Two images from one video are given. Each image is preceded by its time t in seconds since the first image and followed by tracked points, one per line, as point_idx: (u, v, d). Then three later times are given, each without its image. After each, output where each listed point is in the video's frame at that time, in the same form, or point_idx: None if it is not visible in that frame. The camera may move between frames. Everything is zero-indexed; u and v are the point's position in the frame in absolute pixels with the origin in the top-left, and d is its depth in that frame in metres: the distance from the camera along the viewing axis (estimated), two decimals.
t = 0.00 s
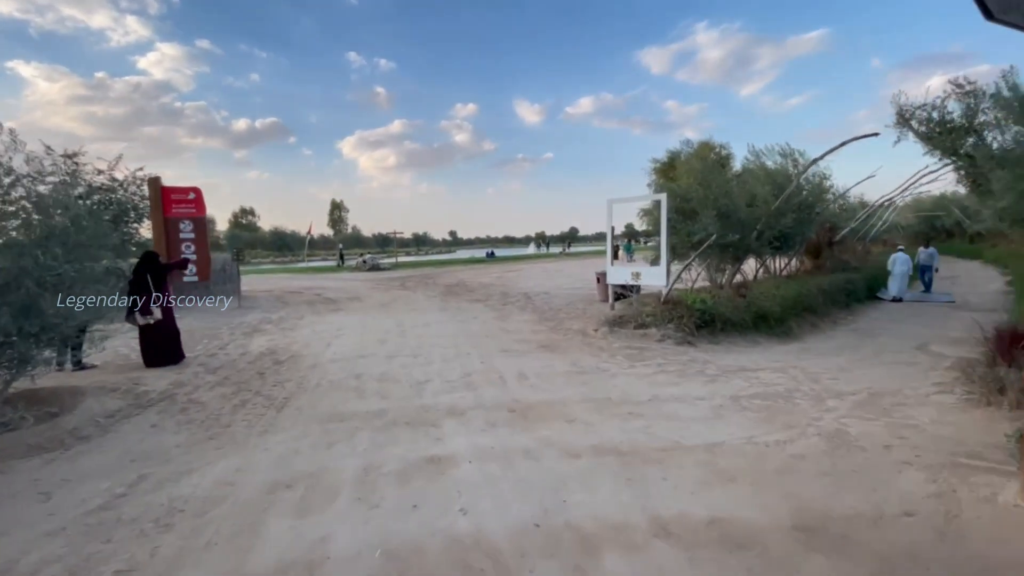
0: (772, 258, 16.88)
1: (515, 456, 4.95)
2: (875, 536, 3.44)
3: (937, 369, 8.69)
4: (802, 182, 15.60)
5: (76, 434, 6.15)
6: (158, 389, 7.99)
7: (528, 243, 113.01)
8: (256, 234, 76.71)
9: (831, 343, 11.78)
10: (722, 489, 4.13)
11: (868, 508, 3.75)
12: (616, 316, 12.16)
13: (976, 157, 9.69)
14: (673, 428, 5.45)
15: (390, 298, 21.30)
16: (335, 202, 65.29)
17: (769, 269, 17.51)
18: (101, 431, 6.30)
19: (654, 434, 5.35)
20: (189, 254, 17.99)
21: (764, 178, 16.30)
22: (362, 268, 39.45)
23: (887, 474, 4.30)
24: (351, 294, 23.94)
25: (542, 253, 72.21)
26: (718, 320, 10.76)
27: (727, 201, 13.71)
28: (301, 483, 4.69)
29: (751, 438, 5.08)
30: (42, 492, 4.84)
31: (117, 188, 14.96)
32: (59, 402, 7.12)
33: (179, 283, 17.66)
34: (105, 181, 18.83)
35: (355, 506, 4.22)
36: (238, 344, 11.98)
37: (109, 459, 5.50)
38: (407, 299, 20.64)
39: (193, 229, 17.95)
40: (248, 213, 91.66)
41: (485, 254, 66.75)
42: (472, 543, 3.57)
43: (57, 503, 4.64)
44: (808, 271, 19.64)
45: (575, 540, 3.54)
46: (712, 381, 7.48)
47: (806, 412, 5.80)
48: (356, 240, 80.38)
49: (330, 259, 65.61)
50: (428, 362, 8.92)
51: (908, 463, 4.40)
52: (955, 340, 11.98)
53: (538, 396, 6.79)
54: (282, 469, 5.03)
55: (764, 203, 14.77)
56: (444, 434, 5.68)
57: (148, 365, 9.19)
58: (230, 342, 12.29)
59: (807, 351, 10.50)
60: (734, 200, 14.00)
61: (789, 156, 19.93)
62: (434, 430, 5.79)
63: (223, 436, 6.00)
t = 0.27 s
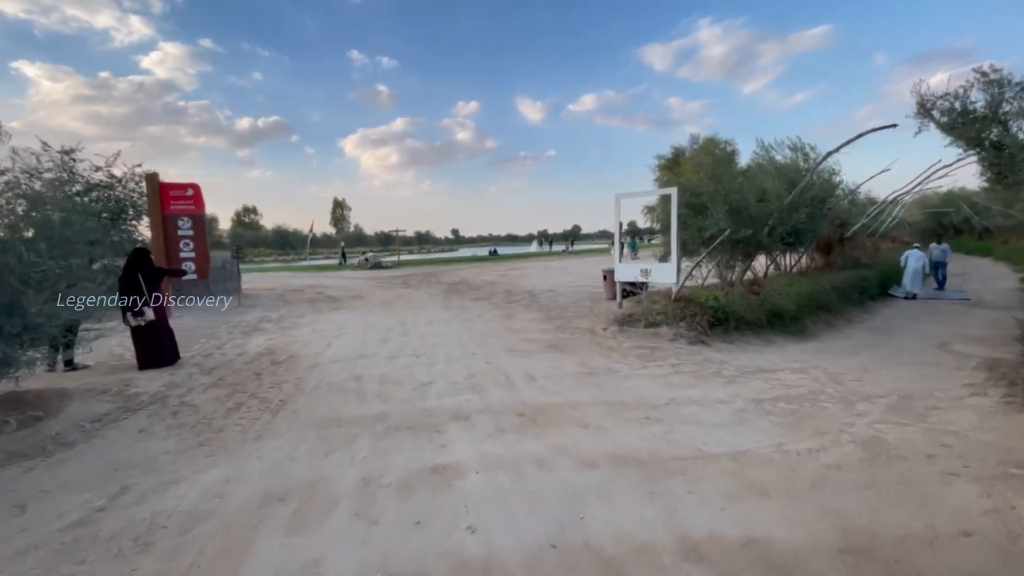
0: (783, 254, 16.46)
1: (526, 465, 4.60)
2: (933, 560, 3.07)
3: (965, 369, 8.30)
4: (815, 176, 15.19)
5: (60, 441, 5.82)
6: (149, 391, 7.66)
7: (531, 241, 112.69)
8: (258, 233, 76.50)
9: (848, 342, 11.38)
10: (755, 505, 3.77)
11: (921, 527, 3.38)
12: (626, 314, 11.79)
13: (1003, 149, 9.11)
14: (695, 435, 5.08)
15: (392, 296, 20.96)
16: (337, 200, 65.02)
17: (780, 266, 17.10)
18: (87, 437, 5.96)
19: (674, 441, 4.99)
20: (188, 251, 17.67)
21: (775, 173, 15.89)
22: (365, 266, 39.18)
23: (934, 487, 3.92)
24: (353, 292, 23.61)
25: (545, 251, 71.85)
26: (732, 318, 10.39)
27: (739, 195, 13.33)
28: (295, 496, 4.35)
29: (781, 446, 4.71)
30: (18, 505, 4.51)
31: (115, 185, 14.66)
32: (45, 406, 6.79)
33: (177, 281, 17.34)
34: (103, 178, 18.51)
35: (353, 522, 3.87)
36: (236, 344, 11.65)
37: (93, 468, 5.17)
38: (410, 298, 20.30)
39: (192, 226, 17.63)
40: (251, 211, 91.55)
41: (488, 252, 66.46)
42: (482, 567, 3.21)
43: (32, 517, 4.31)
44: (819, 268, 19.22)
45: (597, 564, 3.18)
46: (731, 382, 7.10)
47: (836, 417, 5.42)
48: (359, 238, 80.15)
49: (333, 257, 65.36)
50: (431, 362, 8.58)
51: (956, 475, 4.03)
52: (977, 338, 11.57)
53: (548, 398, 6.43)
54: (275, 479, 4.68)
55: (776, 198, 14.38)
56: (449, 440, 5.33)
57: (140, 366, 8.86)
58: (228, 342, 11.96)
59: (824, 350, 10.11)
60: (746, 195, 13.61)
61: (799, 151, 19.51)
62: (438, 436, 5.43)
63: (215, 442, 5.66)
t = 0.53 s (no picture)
0: (798, 253, 15.93)
1: (544, 489, 4.14)
2: None
3: (1004, 375, 7.80)
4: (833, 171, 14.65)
5: (38, 457, 5.40)
6: (139, 399, 7.23)
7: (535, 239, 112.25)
8: (261, 232, 76.25)
9: (872, 345, 10.88)
10: (811, 543, 3.30)
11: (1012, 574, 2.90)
12: (638, 315, 11.30)
13: None
14: (729, 454, 4.60)
15: (396, 296, 20.56)
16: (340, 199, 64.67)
17: (794, 265, 16.57)
18: (68, 452, 5.53)
19: (706, 460, 4.51)
20: (187, 251, 17.20)
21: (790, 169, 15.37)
22: (368, 266, 38.82)
23: (1013, 520, 3.45)
24: (356, 292, 23.21)
25: (549, 250, 71.36)
26: (752, 320, 9.89)
27: (754, 192, 12.81)
28: (288, 525, 3.90)
29: (828, 468, 4.23)
30: None
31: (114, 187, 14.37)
32: (27, 417, 6.38)
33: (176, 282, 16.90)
34: (102, 177, 18.11)
35: (352, 559, 3.42)
36: (234, 347, 11.22)
37: (69, 490, 4.73)
38: (413, 298, 19.86)
39: (192, 226, 17.20)
40: (255, 211, 91.53)
41: (492, 251, 66.09)
42: None
43: None
44: (833, 267, 18.69)
45: None
46: (758, 391, 6.63)
47: (883, 433, 4.94)
48: (362, 237, 79.90)
49: (336, 257, 65.05)
50: (436, 368, 8.13)
51: None
52: (1007, 340, 11.06)
53: (563, 409, 5.96)
54: (267, 505, 4.24)
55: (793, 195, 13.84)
56: (458, 458, 4.87)
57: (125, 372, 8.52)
58: (225, 345, 11.53)
59: (850, 354, 9.61)
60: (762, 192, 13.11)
61: (813, 146, 18.98)
62: (445, 453, 4.99)
63: (204, 458, 5.22)
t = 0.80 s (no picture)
0: (815, 253, 15.48)
1: (562, 514, 3.80)
2: None
3: None
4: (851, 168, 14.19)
5: (24, 471, 5.10)
6: (135, 407, 6.94)
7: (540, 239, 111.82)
8: (267, 233, 76.31)
9: (896, 349, 10.45)
10: None
11: None
12: (652, 318, 10.91)
13: None
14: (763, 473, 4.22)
15: (401, 297, 20.26)
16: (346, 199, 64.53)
17: (810, 265, 16.12)
18: (55, 466, 5.22)
19: (739, 480, 4.14)
20: (191, 253, 16.95)
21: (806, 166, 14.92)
22: (373, 266, 38.60)
23: None
24: (361, 293, 22.94)
25: (555, 249, 70.96)
26: (771, 324, 9.48)
27: (771, 190, 12.38)
28: (284, 553, 3.57)
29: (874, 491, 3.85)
30: None
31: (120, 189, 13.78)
32: (17, 426, 6.10)
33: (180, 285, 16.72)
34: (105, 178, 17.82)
35: None
36: (235, 351, 10.93)
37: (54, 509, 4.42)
38: (419, 299, 19.56)
39: (195, 227, 16.97)
40: (261, 211, 91.70)
41: (498, 251, 65.73)
42: None
43: None
44: (850, 266, 18.21)
45: None
46: (784, 402, 6.24)
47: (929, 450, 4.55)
48: (368, 237, 79.81)
49: (342, 257, 64.94)
50: (443, 375, 7.79)
51: None
52: None
53: (579, 421, 5.61)
54: (262, 529, 3.91)
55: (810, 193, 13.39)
56: (468, 476, 4.53)
57: (119, 378, 8.19)
58: (227, 349, 11.23)
59: (875, 360, 9.21)
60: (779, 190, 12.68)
61: (828, 142, 18.49)
62: (454, 471, 4.65)
63: (198, 474, 4.91)
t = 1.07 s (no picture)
0: (834, 253, 14.95)
1: (582, 543, 3.40)
2: None
3: None
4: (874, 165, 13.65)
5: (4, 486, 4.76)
6: (127, 415, 6.61)
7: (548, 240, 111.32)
8: (275, 235, 76.54)
9: (925, 354, 9.95)
10: None
11: None
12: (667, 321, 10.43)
13: None
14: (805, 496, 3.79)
15: (408, 299, 19.93)
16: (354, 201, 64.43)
17: (829, 265, 15.58)
18: (36, 480, 4.88)
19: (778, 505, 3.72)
20: (195, 254, 16.71)
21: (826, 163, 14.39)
22: (380, 267, 38.36)
23: None
24: (367, 295, 22.65)
25: (563, 250, 70.49)
26: (795, 327, 9.01)
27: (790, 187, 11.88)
28: None
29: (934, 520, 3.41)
30: None
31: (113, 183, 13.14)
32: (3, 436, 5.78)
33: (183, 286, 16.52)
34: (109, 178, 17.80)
35: None
36: (236, 354, 10.62)
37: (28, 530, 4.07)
38: (426, 301, 19.22)
39: (199, 227, 16.72)
40: (270, 213, 92.05)
41: (505, 252, 65.32)
42: None
43: None
44: (869, 266, 17.64)
45: None
46: (817, 413, 5.77)
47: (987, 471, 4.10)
48: (375, 239, 79.76)
49: (349, 258, 64.92)
50: (449, 381, 7.39)
51: None
52: None
53: (596, 434, 5.20)
54: (249, 557, 3.54)
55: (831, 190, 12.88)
56: (477, 497, 4.14)
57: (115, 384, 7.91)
58: (227, 352, 10.92)
59: (906, 366, 8.72)
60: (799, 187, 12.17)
61: (847, 138, 17.92)
62: (461, 490, 4.26)
63: (186, 491, 4.55)
